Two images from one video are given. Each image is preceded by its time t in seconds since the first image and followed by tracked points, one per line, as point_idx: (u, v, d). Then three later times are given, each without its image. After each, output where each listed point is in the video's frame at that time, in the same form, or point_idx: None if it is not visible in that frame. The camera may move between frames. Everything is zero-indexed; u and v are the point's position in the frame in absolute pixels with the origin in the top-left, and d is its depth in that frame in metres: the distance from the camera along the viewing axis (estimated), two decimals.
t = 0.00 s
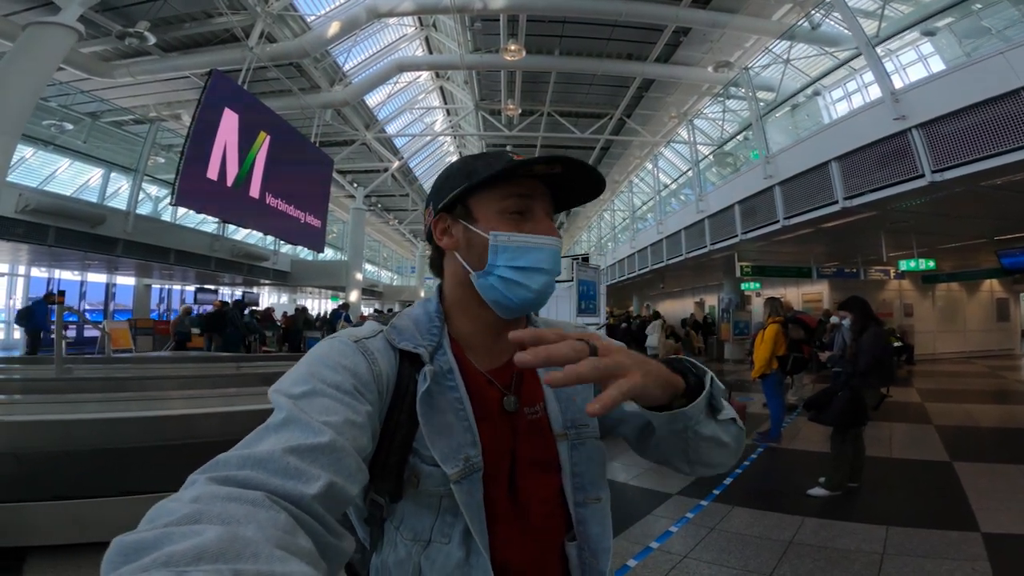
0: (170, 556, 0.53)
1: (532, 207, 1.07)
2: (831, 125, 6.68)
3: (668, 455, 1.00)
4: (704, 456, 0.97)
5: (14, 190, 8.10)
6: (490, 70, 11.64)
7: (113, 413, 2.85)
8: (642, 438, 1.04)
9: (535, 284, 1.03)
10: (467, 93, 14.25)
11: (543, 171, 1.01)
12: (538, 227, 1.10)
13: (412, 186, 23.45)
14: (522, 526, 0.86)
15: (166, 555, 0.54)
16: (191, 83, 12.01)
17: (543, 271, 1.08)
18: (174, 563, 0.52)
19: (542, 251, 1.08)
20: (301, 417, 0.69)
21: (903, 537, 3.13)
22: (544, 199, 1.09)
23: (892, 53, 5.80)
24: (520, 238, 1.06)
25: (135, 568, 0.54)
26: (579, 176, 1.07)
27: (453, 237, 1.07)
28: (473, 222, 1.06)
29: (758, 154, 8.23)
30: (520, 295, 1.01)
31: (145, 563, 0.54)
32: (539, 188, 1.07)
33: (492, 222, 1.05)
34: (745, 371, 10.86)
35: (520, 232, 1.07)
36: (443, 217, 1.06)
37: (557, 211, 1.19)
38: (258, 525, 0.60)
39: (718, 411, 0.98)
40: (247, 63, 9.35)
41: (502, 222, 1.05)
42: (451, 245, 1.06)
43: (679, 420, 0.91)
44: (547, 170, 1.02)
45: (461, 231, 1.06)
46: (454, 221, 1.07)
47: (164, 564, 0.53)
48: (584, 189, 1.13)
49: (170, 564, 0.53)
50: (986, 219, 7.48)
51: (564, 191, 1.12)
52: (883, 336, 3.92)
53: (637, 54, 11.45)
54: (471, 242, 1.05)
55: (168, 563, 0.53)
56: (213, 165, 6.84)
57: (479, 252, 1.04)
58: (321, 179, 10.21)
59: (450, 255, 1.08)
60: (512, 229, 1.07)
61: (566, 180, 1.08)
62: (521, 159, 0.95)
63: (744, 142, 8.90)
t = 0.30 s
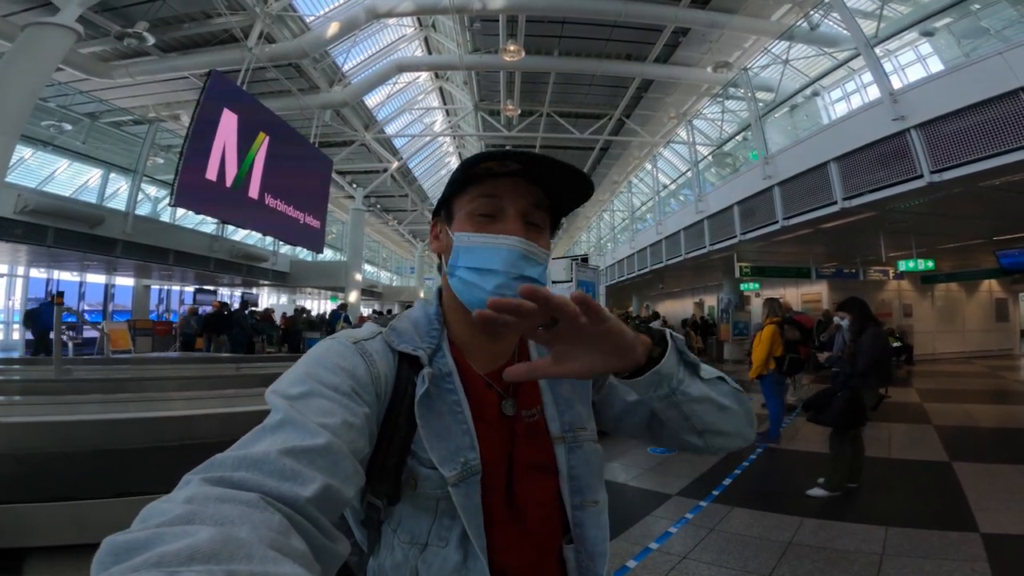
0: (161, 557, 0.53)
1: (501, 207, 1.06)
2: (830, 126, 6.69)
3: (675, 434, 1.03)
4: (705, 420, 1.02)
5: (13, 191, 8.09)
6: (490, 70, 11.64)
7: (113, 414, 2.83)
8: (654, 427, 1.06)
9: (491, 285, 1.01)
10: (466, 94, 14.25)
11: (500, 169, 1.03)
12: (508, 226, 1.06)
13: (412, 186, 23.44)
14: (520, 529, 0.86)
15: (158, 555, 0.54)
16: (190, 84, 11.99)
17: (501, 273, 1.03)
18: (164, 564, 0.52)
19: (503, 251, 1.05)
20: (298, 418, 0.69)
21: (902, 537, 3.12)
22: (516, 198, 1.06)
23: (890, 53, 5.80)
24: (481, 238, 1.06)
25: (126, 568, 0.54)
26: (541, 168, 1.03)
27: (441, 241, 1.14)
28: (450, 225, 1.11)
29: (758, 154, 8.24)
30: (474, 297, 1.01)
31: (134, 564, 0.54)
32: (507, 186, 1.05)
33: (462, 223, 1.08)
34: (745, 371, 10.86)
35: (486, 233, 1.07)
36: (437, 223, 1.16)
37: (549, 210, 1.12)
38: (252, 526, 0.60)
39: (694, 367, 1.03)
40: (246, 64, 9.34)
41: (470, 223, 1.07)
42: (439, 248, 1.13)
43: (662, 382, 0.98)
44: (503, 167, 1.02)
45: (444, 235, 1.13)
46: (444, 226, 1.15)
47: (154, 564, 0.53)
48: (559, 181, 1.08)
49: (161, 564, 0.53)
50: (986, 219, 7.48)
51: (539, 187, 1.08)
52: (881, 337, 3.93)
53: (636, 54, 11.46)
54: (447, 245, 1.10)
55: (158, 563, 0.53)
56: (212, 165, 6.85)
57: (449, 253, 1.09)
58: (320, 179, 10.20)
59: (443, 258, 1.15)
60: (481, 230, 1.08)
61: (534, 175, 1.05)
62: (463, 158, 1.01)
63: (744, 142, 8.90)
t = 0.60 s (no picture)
0: (182, 561, 0.53)
1: (477, 217, 1.05)
2: (830, 126, 6.70)
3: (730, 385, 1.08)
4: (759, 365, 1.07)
5: (14, 191, 8.06)
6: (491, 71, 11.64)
7: (115, 415, 2.82)
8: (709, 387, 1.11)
9: (471, 301, 1.00)
10: (467, 94, 14.25)
11: (462, 180, 1.02)
12: (488, 235, 1.06)
13: (412, 186, 23.43)
14: (545, 531, 0.86)
15: (179, 559, 0.53)
16: (190, 83, 11.98)
17: (478, 288, 1.01)
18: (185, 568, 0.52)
19: (481, 264, 1.04)
20: (317, 424, 0.69)
21: (905, 536, 3.13)
22: (490, 203, 1.03)
23: (892, 53, 5.80)
24: (462, 252, 1.07)
25: (148, 571, 0.54)
26: (499, 170, 0.99)
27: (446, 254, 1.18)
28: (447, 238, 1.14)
29: (759, 155, 8.24)
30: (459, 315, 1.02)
31: (157, 566, 0.53)
32: (478, 194, 1.03)
33: (450, 239, 1.10)
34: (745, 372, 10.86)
35: (471, 245, 1.08)
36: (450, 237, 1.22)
37: (536, 208, 1.07)
38: (271, 530, 0.60)
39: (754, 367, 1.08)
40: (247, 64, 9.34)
41: (454, 237, 1.09)
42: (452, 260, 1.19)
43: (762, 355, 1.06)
44: (464, 178, 1.02)
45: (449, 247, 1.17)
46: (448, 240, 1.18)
47: (175, 567, 0.53)
48: (528, 178, 1.02)
49: (183, 567, 0.52)
50: (986, 220, 7.50)
51: (512, 184, 1.02)
52: (884, 337, 3.92)
53: (636, 54, 11.46)
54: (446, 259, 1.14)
55: (180, 567, 0.53)
56: (213, 165, 6.84)
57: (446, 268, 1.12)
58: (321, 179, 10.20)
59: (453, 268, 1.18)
60: (465, 243, 1.09)
61: (498, 177, 1.01)
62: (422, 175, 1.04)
63: (745, 142, 8.90)
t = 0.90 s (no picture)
0: (202, 559, 0.53)
1: (489, 208, 1.06)
2: (830, 127, 6.71)
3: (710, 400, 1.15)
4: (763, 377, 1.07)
5: (15, 191, 8.06)
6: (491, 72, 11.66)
7: (115, 415, 2.83)
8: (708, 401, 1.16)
9: (494, 292, 1.00)
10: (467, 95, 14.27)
11: (473, 171, 1.02)
12: (503, 225, 1.06)
13: (412, 187, 23.44)
14: (554, 526, 0.88)
15: (199, 558, 0.53)
16: (191, 84, 12.00)
17: (502, 277, 1.01)
18: (206, 566, 0.52)
19: (499, 254, 1.04)
20: (331, 422, 0.70)
21: (906, 535, 3.13)
22: (502, 194, 1.06)
23: (891, 54, 5.82)
24: (478, 245, 1.06)
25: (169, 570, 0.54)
26: (511, 159, 1.01)
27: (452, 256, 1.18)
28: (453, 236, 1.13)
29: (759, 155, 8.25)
30: (484, 306, 1.01)
31: (178, 565, 0.54)
32: (489, 186, 1.05)
33: (460, 234, 1.09)
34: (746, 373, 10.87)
35: (482, 238, 1.08)
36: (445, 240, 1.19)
37: (542, 197, 1.10)
38: (287, 528, 0.61)
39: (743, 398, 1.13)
40: (248, 64, 9.35)
41: (466, 232, 1.08)
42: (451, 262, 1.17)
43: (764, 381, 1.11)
44: (474, 170, 1.02)
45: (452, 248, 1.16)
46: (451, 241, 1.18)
47: (196, 564, 0.53)
48: (537, 167, 1.05)
49: (203, 566, 0.52)
50: (985, 220, 7.52)
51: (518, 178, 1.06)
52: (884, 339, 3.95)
53: (636, 55, 11.48)
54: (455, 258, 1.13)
55: (200, 566, 0.52)
56: (214, 166, 6.86)
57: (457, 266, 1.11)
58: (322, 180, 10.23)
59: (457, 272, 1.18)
60: (478, 236, 1.08)
61: (507, 168, 1.03)
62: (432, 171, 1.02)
63: (745, 143, 8.92)
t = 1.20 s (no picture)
0: (203, 561, 0.53)
1: (509, 205, 1.05)
2: (831, 127, 6.70)
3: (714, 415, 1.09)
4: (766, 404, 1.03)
5: (15, 192, 8.07)
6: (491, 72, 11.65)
7: (117, 415, 2.83)
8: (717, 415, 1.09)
9: (521, 285, 0.99)
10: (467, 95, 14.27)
11: (501, 169, 1.00)
12: (525, 221, 1.07)
13: (412, 188, 23.44)
14: (554, 525, 0.87)
15: (201, 560, 0.53)
16: (191, 85, 12.00)
17: (531, 270, 1.03)
18: (208, 568, 0.52)
19: (528, 249, 1.06)
20: (330, 424, 0.69)
21: (908, 535, 3.12)
22: (523, 192, 1.06)
23: (891, 54, 5.82)
24: (501, 240, 1.05)
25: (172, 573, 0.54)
26: (543, 159, 1.01)
27: (453, 252, 1.13)
28: (461, 233, 1.09)
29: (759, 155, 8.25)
30: (506, 300, 0.99)
31: (179, 568, 0.53)
32: (510, 184, 1.04)
33: (474, 230, 1.06)
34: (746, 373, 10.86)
35: (502, 235, 1.07)
36: (443, 235, 1.13)
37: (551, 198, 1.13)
38: (288, 530, 0.60)
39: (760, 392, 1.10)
40: (248, 64, 9.35)
41: (483, 228, 1.06)
42: (453, 260, 1.12)
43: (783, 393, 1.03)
44: (505, 167, 1.00)
45: (457, 245, 1.11)
46: (451, 237, 1.13)
47: (197, 568, 0.52)
48: (561, 169, 1.07)
49: (205, 568, 0.52)
50: (986, 220, 7.51)
51: (540, 179, 1.08)
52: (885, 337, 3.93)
53: (636, 55, 11.48)
54: (463, 255, 1.09)
55: (202, 569, 0.52)
56: (215, 166, 6.86)
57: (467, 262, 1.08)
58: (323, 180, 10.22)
59: (456, 269, 1.14)
60: (497, 232, 1.07)
61: (536, 165, 1.03)
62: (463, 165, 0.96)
63: (745, 143, 8.92)
